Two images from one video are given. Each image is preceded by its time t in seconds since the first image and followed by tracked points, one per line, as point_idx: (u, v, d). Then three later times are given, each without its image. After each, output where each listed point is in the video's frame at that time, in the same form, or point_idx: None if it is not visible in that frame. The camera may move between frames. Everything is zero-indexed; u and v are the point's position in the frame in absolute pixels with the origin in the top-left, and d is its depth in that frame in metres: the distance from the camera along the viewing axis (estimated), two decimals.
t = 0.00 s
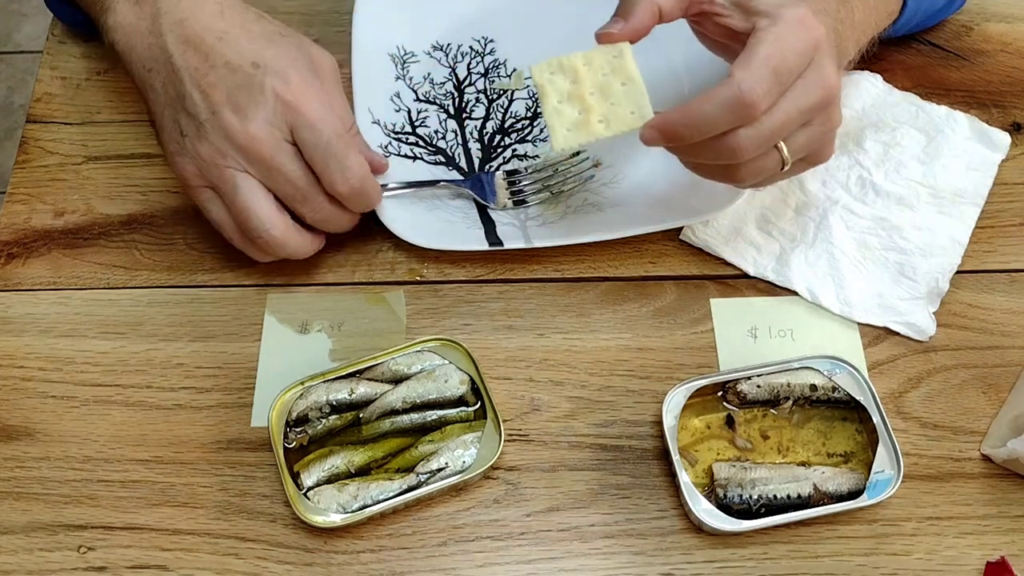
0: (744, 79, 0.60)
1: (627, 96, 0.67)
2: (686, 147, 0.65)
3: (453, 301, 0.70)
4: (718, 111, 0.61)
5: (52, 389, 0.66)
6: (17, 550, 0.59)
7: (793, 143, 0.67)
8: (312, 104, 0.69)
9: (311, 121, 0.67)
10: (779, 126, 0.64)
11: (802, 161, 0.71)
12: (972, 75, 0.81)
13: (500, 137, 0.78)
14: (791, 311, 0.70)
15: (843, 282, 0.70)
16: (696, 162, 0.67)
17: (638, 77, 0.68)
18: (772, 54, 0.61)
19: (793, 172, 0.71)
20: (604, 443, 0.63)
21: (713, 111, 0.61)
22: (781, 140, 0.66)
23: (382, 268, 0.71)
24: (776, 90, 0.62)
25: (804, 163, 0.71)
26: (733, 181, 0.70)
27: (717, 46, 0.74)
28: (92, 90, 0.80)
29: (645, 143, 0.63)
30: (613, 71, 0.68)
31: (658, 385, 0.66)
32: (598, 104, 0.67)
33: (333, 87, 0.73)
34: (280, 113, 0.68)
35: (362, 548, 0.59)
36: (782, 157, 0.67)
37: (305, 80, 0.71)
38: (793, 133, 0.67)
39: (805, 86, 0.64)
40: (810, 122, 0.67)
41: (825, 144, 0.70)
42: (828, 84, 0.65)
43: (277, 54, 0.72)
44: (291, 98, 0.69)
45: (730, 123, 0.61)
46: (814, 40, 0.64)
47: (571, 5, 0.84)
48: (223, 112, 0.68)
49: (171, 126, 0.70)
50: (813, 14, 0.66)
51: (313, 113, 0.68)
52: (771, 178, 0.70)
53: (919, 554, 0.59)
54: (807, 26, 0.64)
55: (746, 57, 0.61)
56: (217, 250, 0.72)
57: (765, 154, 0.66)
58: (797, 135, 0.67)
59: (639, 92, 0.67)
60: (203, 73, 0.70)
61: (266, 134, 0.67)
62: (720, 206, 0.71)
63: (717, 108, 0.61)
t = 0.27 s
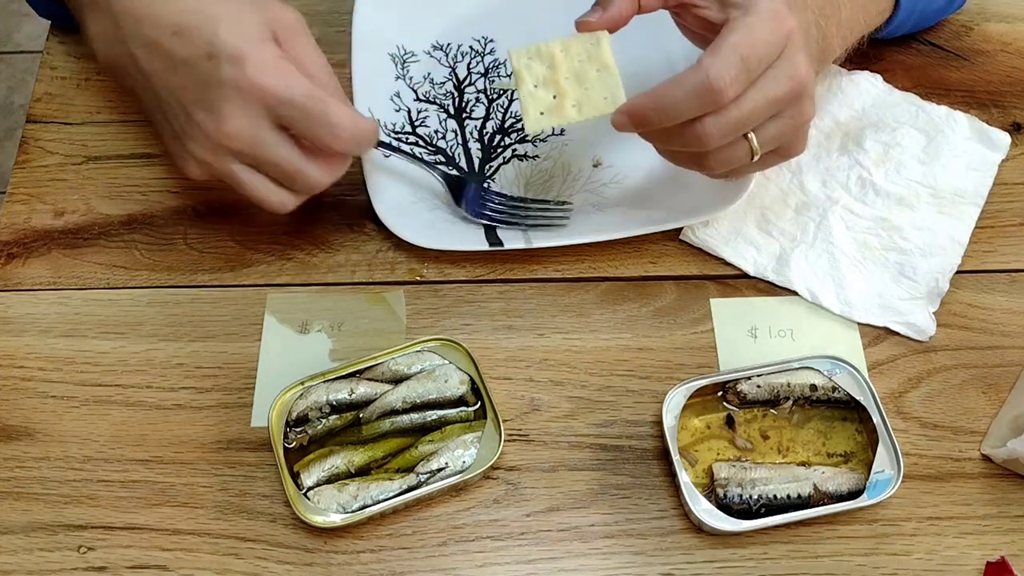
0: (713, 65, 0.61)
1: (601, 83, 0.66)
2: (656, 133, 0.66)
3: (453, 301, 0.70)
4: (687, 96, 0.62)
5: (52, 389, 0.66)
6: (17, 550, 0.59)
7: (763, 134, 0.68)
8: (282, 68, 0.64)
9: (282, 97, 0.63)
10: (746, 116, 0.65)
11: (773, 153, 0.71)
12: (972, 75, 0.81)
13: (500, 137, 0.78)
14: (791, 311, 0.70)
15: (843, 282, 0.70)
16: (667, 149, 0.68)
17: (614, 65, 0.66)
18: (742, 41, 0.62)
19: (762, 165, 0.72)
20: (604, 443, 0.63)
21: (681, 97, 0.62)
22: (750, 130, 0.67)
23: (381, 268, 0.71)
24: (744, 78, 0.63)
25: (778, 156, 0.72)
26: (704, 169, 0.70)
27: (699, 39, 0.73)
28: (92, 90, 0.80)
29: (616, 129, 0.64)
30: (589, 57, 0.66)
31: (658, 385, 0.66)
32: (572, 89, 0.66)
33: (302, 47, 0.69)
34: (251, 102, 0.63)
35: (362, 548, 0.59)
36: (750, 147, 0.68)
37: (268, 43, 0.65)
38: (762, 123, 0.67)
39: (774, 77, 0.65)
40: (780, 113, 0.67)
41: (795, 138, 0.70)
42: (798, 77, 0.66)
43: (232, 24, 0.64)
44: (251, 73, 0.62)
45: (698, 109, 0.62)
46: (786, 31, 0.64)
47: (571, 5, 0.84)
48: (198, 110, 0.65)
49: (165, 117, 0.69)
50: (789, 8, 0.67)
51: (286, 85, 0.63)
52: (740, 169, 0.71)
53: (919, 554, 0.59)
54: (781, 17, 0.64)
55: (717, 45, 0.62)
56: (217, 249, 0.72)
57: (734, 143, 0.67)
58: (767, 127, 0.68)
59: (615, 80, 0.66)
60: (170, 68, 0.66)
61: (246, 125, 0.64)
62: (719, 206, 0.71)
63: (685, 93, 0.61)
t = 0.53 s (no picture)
0: (714, 42, 0.61)
1: (599, 59, 0.68)
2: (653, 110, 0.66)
3: (453, 301, 0.70)
4: (686, 73, 0.61)
5: (52, 389, 0.66)
6: (17, 550, 0.59)
7: (759, 115, 0.68)
8: (143, 24, 0.58)
9: (148, 56, 0.58)
10: (744, 96, 0.65)
11: (769, 138, 0.71)
12: (972, 75, 0.81)
13: (500, 137, 0.78)
14: (791, 311, 0.70)
15: (843, 282, 0.70)
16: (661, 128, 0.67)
17: (613, 42, 0.69)
18: (743, 20, 0.62)
19: (758, 149, 0.71)
20: (604, 443, 0.63)
21: (680, 72, 0.61)
22: (746, 111, 0.67)
23: (381, 268, 0.71)
24: (744, 57, 0.63)
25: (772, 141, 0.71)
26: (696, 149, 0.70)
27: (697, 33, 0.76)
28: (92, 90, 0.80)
29: (613, 105, 0.63)
30: (589, 35, 0.69)
31: (659, 385, 0.66)
32: (571, 64, 0.68)
33: None
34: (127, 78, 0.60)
35: (362, 548, 0.59)
36: (745, 127, 0.68)
37: None
38: (759, 105, 0.67)
39: (774, 58, 0.65)
40: (778, 95, 0.67)
41: (793, 123, 0.70)
42: (798, 59, 0.66)
43: None
44: (113, 42, 0.58)
45: (696, 87, 0.62)
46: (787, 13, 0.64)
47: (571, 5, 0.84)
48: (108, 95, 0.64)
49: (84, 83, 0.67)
50: None
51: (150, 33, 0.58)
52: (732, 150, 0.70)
53: (919, 554, 0.59)
54: None
55: (718, 24, 0.62)
56: (218, 249, 0.72)
57: (730, 123, 0.67)
58: (764, 108, 0.67)
59: (613, 58, 0.68)
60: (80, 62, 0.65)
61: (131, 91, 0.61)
62: (720, 204, 0.71)
63: (684, 70, 0.61)
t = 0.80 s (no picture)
0: (681, 54, 0.62)
1: (577, 70, 0.68)
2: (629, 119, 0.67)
3: (453, 301, 0.70)
4: (655, 82, 0.63)
5: (52, 389, 0.66)
6: (17, 550, 0.59)
7: (734, 123, 0.68)
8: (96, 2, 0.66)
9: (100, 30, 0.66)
10: (715, 104, 0.65)
11: (749, 145, 0.71)
12: (973, 75, 0.81)
13: (500, 137, 0.78)
14: (791, 311, 0.70)
15: (843, 282, 0.70)
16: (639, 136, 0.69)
17: (592, 52, 0.69)
18: (710, 32, 0.63)
19: (737, 156, 0.71)
20: (604, 443, 0.63)
21: (649, 83, 0.63)
22: (720, 118, 0.67)
23: (382, 268, 0.71)
24: (712, 67, 0.64)
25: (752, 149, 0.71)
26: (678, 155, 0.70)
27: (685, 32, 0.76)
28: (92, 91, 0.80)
29: (590, 115, 0.66)
30: (568, 46, 0.69)
31: (659, 385, 0.66)
32: (548, 75, 0.69)
33: None
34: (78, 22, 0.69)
35: (362, 548, 0.59)
36: (719, 136, 0.68)
37: None
38: (733, 112, 0.68)
39: (745, 66, 0.66)
40: (752, 103, 0.68)
41: (771, 131, 0.70)
42: (770, 68, 0.66)
43: None
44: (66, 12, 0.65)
45: (666, 97, 0.63)
46: (756, 23, 0.65)
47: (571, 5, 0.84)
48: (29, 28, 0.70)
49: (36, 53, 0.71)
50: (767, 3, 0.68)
51: None
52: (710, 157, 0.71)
53: (919, 554, 0.59)
54: (753, 8, 0.65)
55: (686, 37, 0.63)
56: (218, 250, 0.72)
57: (704, 131, 0.67)
58: (740, 117, 0.68)
59: (591, 68, 0.69)
60: None
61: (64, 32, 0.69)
62: (720, 205, 0.72)
63: (653, 80, 0.63)
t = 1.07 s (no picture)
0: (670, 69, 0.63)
1: (571, 89, 0.69)
2: (623, 135, 0.68)
3: (453, 301, 0.70)
4: (646, 98, 0.63)
5: (52, 389, 0.66)
6: (17, 550, 0.59)
7: (727, 135, 0.68)
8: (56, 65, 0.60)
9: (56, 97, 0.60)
10: (708, 117, 0.66)
11: (743, 155, 0.71)
12: (972, 75, 0.81)
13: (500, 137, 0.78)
14: (791, 311, 0.70)
15: (843, 282, 0.70)
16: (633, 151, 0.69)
17: (586, 70, 0.69)
18: (698, 48, 0.65)
19: (732, 166, 0.72)
20: (604, 443, 0.63)
21: (640, 99, 0.64)
22: (713, 131, 0.68)
23: (382, 268, 0.71)
24: (702, 82, 0.65)
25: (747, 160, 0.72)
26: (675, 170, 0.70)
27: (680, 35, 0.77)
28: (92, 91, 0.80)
29: (584, 132, 0.66)
30: (562, 63, 0.69)
31: (659, 385, 0.66)
32: (543, 93, 0.69)
33: None
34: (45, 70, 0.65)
35: (362, 548, 0.59)
36: (713, 148, 0.69)
37: None
38: (725, 125, 0.68)
39: (734, 80, 0.67)
40: (743, 115, 0.68)
41: (765, 142, 0.70)
42: (761, 80, 0.67)
43: None
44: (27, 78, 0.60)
45: (658, 111, 0.64)
46: (744, 37, 0.67)
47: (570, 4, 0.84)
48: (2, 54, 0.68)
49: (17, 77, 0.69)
50: (758, 15, 0.69)
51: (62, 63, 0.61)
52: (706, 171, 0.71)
53: (919, 554, 0.59)
54: (741, 22, 0.67)
55: (676, 53, 0.65)
56: (217, 249, 0.72)
57: (697, 144, 0.68)
58: (732, 129, 0.68)
59: (585, 85, 0.69)
60: None
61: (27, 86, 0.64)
62: (720, 206, 0.72)
63: (644, 96, 0.63)
